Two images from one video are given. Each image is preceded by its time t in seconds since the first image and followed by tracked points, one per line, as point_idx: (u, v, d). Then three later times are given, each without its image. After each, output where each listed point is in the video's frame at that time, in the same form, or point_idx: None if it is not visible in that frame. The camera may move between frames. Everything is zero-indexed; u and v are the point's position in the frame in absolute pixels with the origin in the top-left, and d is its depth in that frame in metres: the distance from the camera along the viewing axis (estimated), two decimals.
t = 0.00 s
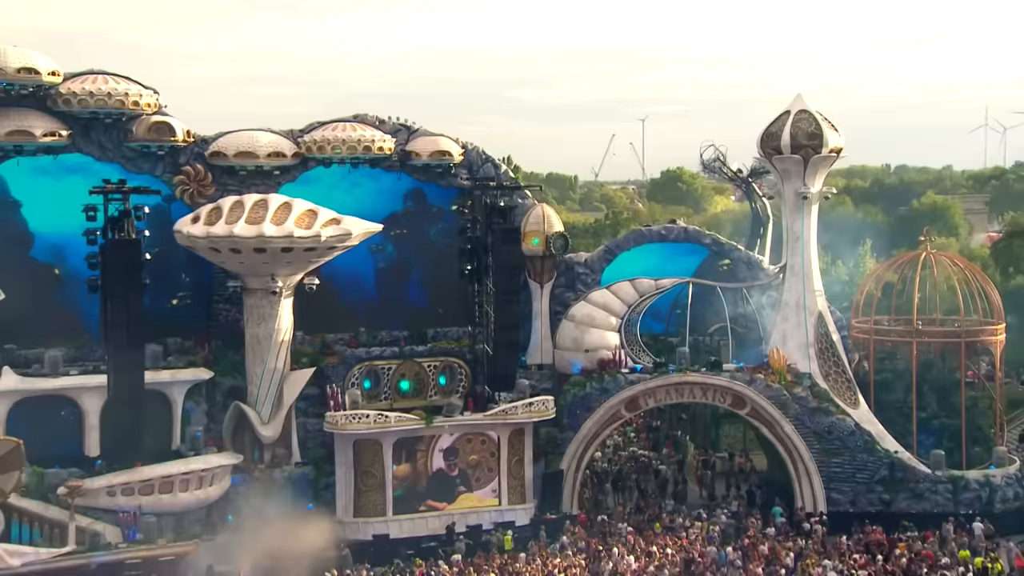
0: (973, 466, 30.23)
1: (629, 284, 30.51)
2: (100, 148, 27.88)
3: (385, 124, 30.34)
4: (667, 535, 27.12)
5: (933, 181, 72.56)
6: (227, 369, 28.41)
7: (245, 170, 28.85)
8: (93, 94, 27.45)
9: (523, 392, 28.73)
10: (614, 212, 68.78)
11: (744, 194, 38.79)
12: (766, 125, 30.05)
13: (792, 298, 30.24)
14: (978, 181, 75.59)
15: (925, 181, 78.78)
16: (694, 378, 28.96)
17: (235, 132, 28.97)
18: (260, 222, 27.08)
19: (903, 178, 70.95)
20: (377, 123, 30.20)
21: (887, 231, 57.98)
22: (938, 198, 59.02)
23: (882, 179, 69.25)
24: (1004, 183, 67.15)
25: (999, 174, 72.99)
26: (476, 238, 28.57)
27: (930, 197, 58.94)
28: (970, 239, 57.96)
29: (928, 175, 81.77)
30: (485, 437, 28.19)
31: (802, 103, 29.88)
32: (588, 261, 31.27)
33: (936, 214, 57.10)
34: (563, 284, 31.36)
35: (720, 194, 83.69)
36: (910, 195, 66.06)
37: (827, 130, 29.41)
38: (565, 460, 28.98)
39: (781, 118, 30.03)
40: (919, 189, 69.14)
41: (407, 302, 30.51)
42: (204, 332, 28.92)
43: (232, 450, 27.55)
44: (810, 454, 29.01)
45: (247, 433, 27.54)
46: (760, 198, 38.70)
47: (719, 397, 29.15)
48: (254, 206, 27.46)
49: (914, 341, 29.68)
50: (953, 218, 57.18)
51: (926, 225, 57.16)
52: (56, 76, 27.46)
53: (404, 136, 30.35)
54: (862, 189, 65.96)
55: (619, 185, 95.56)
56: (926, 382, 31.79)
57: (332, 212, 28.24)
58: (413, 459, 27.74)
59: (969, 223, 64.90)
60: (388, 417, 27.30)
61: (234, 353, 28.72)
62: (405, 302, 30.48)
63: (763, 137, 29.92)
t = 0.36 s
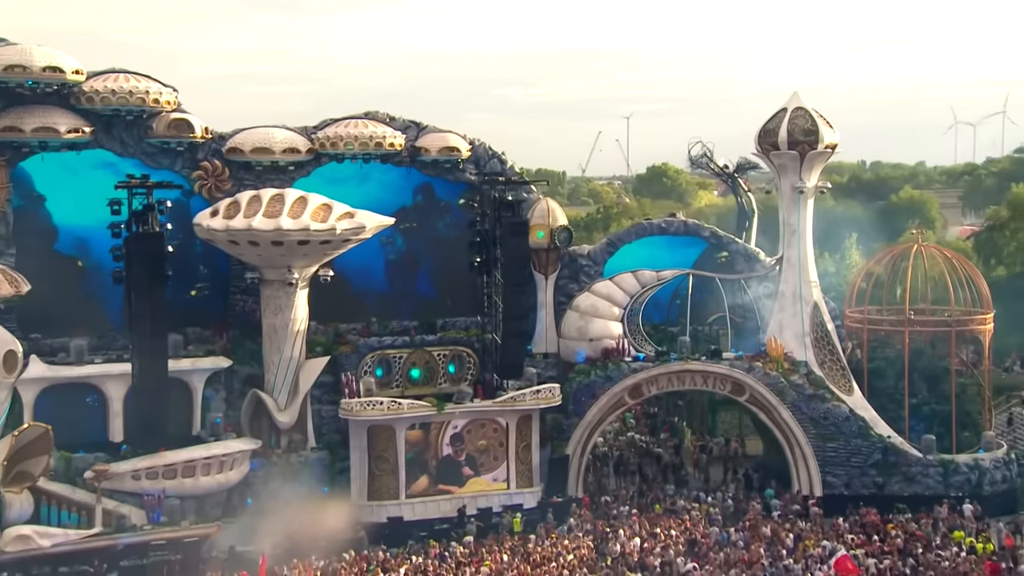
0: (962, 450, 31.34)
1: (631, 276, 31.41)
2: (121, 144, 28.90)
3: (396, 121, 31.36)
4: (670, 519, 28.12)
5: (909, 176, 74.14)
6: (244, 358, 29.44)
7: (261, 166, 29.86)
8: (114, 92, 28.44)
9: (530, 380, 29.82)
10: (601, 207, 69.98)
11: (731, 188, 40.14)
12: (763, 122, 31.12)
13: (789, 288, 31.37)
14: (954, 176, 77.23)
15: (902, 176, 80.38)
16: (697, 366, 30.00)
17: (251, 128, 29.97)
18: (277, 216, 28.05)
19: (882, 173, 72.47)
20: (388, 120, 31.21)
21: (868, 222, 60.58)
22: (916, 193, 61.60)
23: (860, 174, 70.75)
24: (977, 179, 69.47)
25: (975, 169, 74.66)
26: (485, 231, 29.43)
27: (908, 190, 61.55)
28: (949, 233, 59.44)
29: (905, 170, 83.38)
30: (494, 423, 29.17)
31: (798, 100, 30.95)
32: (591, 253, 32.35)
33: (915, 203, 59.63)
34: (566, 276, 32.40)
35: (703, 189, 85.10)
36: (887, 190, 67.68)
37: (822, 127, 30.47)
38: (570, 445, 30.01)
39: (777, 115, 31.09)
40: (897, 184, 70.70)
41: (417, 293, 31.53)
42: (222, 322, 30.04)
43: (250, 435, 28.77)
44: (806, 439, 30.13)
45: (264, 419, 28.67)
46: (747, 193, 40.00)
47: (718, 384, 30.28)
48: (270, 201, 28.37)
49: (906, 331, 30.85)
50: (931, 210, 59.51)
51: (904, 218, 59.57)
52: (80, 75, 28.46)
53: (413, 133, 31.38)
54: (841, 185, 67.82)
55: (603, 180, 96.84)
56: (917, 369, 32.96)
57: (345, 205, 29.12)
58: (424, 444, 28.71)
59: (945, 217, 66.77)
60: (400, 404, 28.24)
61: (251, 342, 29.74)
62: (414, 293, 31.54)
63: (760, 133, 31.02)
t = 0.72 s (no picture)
0: (952, 435, 32.53)
1: (632, 267, 32.62)
2: (141, 140, 29.99)
3: (405, 118, 32.41)
4: (673, 503, 29.17)
5: (889, 171, 75.78)
6: (260, 346, 30.48)
7: (276, 161, 30.87)
8: (136, 90, 29.47)
9: (536, 367, 30.88)
10: (590, 201, 71.30)
11: (717, 183, 41.47)
12: (760, 119, 32.22)
13: (785, 279, 32.50)
14: (934, 171, 78.87)
15: (882, 171, 81.97)
16: (697, 354, 31.15)
17: (266, 125, 30.99)
18: (293, 210, 28.99)
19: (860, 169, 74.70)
20: (397, 117, 32.27)
21: (851, 215, 63.82)
22: (893, 188, 64.87)
23: (841, 170, 72.30)
24: (951, 175, 72.56)
25: (954, 164, 76.33)
26: (493, 224, 30.51)
27: (886, 185, 64.67)
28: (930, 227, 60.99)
29: (885, 166, 85.01)
30: (502, 410, 30.23)
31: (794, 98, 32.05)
32: (594, 246, 33.48)
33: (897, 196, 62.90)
34: (569, 268, 33.51)
35: (689, 185, 86.54)
36: (865, 184, 70.38)
37: (818, 123, 31.55)
38: (575, 430, 31.04)
39: (774, 112, 32.20)
40: (878, 180, 72.29)
41: (425, 284, 32.63)
42: (238, 312, 31.08)
43: (267, 421, 29.85)
44: (802, 424, 31.28)
45: (281, 406, 29.75)
46: (732, 188, 41.37)
47: (718, 371, 31.41)
48: (287, 195, 29.37)
49: (898, 320, 32.02)
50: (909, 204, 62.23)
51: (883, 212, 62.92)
52: (102, 73, 29.49)
53: (422, 130, 32.45)
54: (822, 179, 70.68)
55: (590, 175, 98.26)
56: (907, 357, 34.17)
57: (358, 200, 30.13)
58: (435, 430, 29.74)
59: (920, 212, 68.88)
60: (413, 391, 29.27)
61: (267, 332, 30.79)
62: (424, 285, 32.62)
63: (758, 130, 32.17)
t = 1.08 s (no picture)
0: (940, 420, 33.83)
1: (634, 260, 33.56)
2: (161, 137, 31.06)
3: (414, 116, 33.53)
4: (674, 486, 30.32)
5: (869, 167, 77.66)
6: (276, 336, 31.59)
7: (290, 157, 32.00)
8: (156, 88, 30.55)
9: (542, 356, 32.05)
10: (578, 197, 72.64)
11: (704, 179, 42.75)
12: (757, 117, 33.39)
13: (781, 271, 33.73)
14: (913, 167, 80.66)
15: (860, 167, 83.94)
16: (698, 343, 32.25)
17: (280, 122, 32.10)
18: (309, 204, 30.07)
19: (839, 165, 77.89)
20: (407, 115, 33.37)
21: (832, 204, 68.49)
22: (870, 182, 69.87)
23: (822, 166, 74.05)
24: (924, 171, 77.24)
25: (933, 160, 78.12)
26: (500, 218, 31.57)
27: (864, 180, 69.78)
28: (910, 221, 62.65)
29: (863, 162, 87.00)
30: (509, 397, 31.32)
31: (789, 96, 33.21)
32: (596, 239, 34.53)
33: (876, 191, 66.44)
34: (572, 260, 34.66)
35: (673, 180, 88.08)
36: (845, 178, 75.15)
37: (812, 120, 32.69)
38: (579, 417, 32.18)
39: (770, 110, 33.36)
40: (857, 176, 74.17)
41: (433, 276, 33.81)
42: (254, 304, 32.38)
43: (282, 408, 30.98)
44: (797, 410, 32.50)
45: (296, 394, 30.89)
46: (719, 183, 42.66)
47: (717, 360, 32.55)
48: (302, 190, 30.41)
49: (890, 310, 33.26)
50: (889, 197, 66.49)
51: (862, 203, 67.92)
52: (123, 72, 30.56)
53: (431, 127, 33.59)
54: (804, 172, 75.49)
55: (574, 170, 99.68)
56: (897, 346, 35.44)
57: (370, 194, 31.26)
58: (445, 417, 30.84)
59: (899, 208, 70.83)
60: (424, 379, 30.38)
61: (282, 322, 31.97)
62: (431, 277, 33.80)
63: (755, 127, 33.34)
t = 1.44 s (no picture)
0: (929, 407, 35.11)
1: (635, 253, 34.80)
2: (178, 133, 32.07)
3: (422, 113, 34.59)
4: (676, 472, 31.42)
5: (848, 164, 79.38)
6: (289, 326, 32.64)
7: (302, 153, 33.03)
8: (173, 86, 31.56)
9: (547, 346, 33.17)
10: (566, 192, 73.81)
11: (691, 175, 44.23)
12: (754, 114, 34.57)
13: (776, 264, 34.87)
14: (889, 163, 82.40)
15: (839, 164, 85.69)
16: (699, 333, 33.30)
17: (293, 119, 33.15)
18: (323, 198, 31.01)
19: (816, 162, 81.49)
20: (415, 112, 34.43)
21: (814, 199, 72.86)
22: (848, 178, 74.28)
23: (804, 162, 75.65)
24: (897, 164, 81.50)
25: (909, 156, 79.86)
26: (507, 212, 32.63)
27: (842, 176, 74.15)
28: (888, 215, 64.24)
29: (841, 159, 88.82)
30: (516, 385, 32.41)
31: (785, 94, 34.40)
32: (597, 232, 35.72)
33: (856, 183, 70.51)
34: (574, 253, 35.71)
35: (657, 176, 89.50)
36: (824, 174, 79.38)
37: (807, 118, 33.88)
38: (582, 404, 33.25)
39: (766, 108, 34.55)
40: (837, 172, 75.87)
41: (441, 268, 34.82)
42: (268, 295, 33.49)
43: (296, 396, 32.00)
44: (793, 398, 33.61)
45: (310, 382, 31.90)
46: (705, 179, 44.13)
47: (715, 349, 33.59)
48: (315, 184, 31.40)
49: (881, 301, 34.44)
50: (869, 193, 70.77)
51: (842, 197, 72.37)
52: (141, 70, 31.56)
53: (438, 124, 34.67)
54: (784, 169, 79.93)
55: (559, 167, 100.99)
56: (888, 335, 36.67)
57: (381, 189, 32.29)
58: (454, 404, 31.87)
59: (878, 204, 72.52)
60: (434, 367, 31.43)
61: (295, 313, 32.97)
62: (439, 269, 34.82)
63: (751, 124, 34.53)
